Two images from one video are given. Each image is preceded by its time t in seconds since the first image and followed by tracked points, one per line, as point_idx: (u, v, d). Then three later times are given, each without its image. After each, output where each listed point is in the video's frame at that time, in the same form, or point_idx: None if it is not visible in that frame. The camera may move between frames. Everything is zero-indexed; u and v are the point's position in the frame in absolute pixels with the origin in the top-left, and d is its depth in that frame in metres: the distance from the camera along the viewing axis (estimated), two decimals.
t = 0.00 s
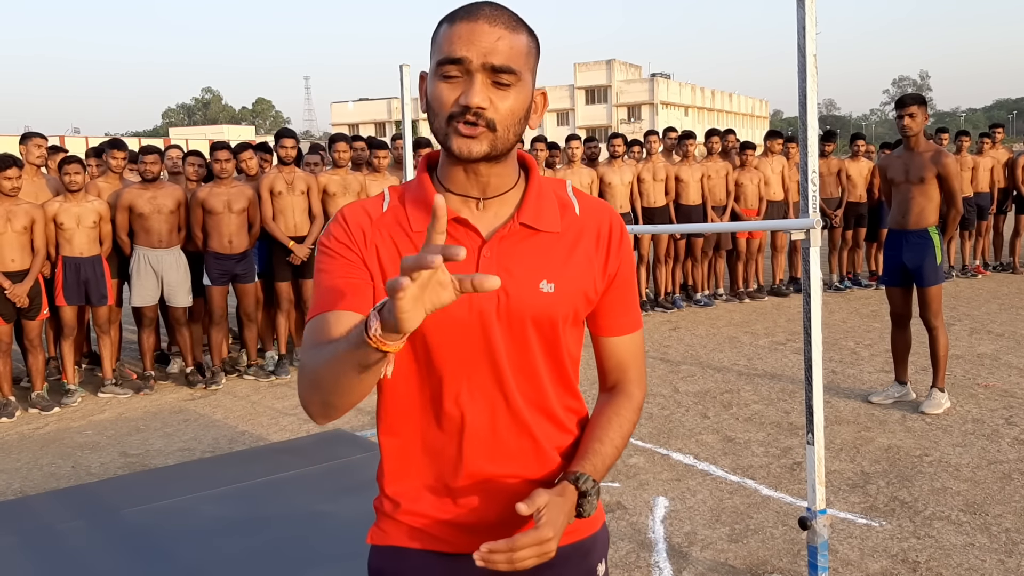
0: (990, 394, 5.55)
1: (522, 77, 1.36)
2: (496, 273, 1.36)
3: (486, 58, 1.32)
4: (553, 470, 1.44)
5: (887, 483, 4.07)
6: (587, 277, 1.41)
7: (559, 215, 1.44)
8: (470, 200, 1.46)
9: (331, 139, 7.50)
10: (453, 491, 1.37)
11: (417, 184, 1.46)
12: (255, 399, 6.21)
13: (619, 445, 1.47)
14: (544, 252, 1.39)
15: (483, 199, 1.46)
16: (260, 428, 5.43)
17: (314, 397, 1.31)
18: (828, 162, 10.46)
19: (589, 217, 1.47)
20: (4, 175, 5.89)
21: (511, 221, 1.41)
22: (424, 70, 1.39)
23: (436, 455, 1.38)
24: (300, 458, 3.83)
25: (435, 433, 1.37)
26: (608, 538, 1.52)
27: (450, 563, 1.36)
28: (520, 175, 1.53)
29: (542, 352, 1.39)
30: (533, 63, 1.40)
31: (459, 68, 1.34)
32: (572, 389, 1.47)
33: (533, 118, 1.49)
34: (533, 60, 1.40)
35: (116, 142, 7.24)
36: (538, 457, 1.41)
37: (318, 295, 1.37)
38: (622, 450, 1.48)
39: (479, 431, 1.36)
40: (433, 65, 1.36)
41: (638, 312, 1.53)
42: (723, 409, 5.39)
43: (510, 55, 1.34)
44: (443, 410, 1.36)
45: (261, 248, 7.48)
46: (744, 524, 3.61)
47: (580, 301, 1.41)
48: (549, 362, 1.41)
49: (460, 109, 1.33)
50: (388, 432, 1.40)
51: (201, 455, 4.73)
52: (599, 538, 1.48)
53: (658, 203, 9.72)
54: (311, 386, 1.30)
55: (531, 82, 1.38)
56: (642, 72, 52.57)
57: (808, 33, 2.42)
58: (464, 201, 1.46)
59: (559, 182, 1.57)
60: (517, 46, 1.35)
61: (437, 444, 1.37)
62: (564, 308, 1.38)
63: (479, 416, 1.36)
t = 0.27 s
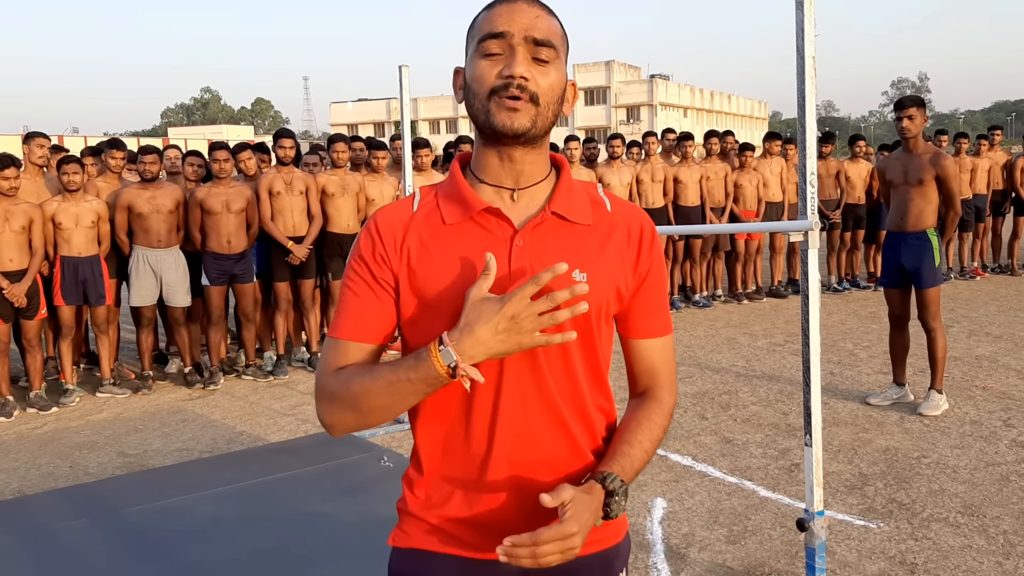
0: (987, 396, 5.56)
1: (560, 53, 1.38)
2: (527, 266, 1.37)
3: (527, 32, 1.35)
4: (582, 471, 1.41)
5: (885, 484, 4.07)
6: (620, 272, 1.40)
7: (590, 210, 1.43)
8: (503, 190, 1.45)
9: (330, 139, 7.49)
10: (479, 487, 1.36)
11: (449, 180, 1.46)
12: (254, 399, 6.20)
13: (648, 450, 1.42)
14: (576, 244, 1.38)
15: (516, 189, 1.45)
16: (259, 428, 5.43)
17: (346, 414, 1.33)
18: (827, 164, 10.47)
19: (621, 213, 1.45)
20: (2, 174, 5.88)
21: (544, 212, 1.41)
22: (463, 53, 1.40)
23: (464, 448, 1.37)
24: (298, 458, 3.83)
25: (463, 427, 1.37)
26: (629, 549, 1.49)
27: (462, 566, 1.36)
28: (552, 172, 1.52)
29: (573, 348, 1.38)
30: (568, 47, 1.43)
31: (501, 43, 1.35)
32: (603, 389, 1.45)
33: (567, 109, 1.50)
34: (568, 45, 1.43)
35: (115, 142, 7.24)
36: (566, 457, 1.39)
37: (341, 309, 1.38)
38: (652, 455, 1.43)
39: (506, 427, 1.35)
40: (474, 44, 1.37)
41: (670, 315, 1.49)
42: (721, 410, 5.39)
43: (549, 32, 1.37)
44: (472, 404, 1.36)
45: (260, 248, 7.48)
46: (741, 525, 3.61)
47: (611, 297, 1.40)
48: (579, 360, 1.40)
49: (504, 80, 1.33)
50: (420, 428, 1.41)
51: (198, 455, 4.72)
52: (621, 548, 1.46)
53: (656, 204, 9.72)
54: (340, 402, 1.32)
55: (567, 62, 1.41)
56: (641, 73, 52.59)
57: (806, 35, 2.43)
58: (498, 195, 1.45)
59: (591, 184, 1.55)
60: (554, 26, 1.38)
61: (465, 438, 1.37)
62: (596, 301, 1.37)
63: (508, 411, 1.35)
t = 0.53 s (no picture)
0: (986, 398, 5.57)
1: (580, 55, 1.39)
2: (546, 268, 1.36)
3: (550, 37, 1.35)
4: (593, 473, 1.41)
5: (884, 486, 4.08)
6: (637, 276, 1.40)
7: (609, 212, 1.43)
8: (525, 192, 1.45)
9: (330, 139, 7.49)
10: (490, 485, 1.37)
11: (469, 181, 1.46)
12: (253, 399, 6.20)
13: (659, 454, 1.43)
14: (594, 246, 1.39)
15: (538, 190, 1.45)
16: (258, 428, 5.43)
17: (367, 406, 1.34)
18: (827, 165, 10.48)
19: (639, 217, 1.45)
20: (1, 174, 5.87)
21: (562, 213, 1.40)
22: (484, 60, 1.40)
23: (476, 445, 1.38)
24: (297, 458, 3.83)
25: (477, 425, 1.38)
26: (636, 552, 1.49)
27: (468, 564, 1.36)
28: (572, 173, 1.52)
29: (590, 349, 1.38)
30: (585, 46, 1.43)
31: (524, 50, 1.35)
32: (616, 394, 1.45)
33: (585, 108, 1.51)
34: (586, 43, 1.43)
35: (115, 142, 7.24)
36: (579, 459, 1.39)
37: (357, 304, 1.39)
38: (662, 459, 1.43)
39: (520, 427, 1.35)
40: (496, 51, 1.36)
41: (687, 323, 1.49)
42: (720, 411, 5.40)
43: (568, 33, 1.37)
44: (487, 404, 1.36)
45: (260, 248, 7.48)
46: (740, 526, 3.61)
47: (628, 301, 1.40)
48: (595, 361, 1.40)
49: (531, 87, 1.33)
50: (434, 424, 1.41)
51: (198, 455, 4.73)
52: (628, 550, 1.46)
53: (656, 205, 9.73)
54: (358, 396, 1.34)
55: (587, 63, 1.41)
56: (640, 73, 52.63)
57: (805, 37, 2.44)
58: (519, 195, 1.45)
59: (611, 187, 1.56)
60: (572, 27, 1.39)
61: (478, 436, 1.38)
62: (614, 302, 1.37)
63: (522, 412, 1.35)
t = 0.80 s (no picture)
0: (984, 399, 5.58)
1: (585, 59, 1.37)
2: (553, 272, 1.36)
3: (553, 43, 1.34)
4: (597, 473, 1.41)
5: (881, 487, 4.09)
6: (642, 279, 1.40)
7: (615, 213, 1.43)
8: (530, 195, 1.46)
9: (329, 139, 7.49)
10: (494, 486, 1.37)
11: (476, 183, 1.47)
12: (251, 398, 6.20)
13: (660, 451, 1.42)
14: (600, 249, 1.38)
15: (543, 193, 1.45)
16: (256, 428, 5.43)
17: (372, 405, 1.38)
18: (826, 166, 10.49)
19: (645, 218, 1.45)
20: None
21: (568, 218, 1.40)
22: (488, 63, 1.39)
23: (481, 446, 1.38)
24: (296, 458, 3.83)
25: (482, 427, 1.38)
26: (640, 551, 1.48)
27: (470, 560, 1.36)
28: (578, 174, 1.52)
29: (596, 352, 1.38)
30: (591, 49, 1.42)
31: (526, 55, 1.34)
32: (620, 396, 1.45)
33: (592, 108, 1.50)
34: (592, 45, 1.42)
35: (114, 141, 7.24)
36: (584, 461, 1.39)
37: (367, 305, 1.41)
38: (663, 456, 1.43)
39: (525, 429, 1.35)
40: (499, 55, 1.36)
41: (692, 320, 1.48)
42: (718, 412, 5.40)
43: (572, 37, 1.35)
44: (492, 406, 1.36)
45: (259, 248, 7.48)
46: (737, 527, 3.62)
47: (634, 303, 1.40)
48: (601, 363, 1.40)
49: (534, 93, 1.33)
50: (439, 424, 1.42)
51: (196, 455, 4.72)
52: (632, 549, 1.45)
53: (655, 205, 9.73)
54: (367, 398, 1.38)
55: (592, 66, 1.40)
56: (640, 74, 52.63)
57: (804, 38, 2.44)
58: (524, 197, 1.46)
59: (617, 186, 1.56)
60: (578, 32, 1.37)
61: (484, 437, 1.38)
62: (620, 306, 1.37)
63: (526, 413, 1.35)
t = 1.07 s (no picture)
0: (982, 400, 5.58)
1: (591, 63, 1.38)
2: (557, 267, 1.38)
3: (559, 46, 1.34)
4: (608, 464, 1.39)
5: (879, 487, 4.09)
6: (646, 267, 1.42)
7: (616, 205, 1.47)
8: (534, 194, 1.47)
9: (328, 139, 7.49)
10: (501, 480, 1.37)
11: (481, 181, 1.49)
12: (249, 399, 6.20)
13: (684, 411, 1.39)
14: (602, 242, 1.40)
15: (548, 193, 1.47)
16: (254, 428, 5.43)
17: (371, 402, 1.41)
18: (824, 167, 10.51)
19: (644, 206, 1.49)
20: None
21: (572, 215, 1.43)
22: (494, 65, 1.40)
23: (487, 442, 1.39)
24: (294, 458, 3.83)
25: (488, 423, 1.39)
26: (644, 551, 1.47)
27: (471, 557, 1.35)
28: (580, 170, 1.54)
29: (600, 345, 1.38)
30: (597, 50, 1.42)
31: (532, 59, 1.35)
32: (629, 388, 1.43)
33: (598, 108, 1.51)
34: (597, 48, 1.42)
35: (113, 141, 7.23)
36: (591, 455, 1.38)
37: (374, 304, 1.44)
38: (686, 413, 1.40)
39: (530, 422, 1.36)
40: (504, 58, 1.37)
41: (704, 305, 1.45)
42: (716, 412, 5.40)
43: (577, 40, 1.36)
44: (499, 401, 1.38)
45: (257, 248, 7.48)
46: (735, 527, 3.62)
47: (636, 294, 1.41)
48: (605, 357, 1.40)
49: (538, 97, 1.34)
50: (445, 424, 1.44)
51: (194, 455, 4.73)
52: (636, 547, 1.44)
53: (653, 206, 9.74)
54: (366, 393, 1.41)
55: (598, 68, 1.40)
56: (638, 74, 52.64)
57: (803, 40, 2.44)
58: (530, 196, 1.47)
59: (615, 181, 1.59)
60: (584, 35, 1.37)
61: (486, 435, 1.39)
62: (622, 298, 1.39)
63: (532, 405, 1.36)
